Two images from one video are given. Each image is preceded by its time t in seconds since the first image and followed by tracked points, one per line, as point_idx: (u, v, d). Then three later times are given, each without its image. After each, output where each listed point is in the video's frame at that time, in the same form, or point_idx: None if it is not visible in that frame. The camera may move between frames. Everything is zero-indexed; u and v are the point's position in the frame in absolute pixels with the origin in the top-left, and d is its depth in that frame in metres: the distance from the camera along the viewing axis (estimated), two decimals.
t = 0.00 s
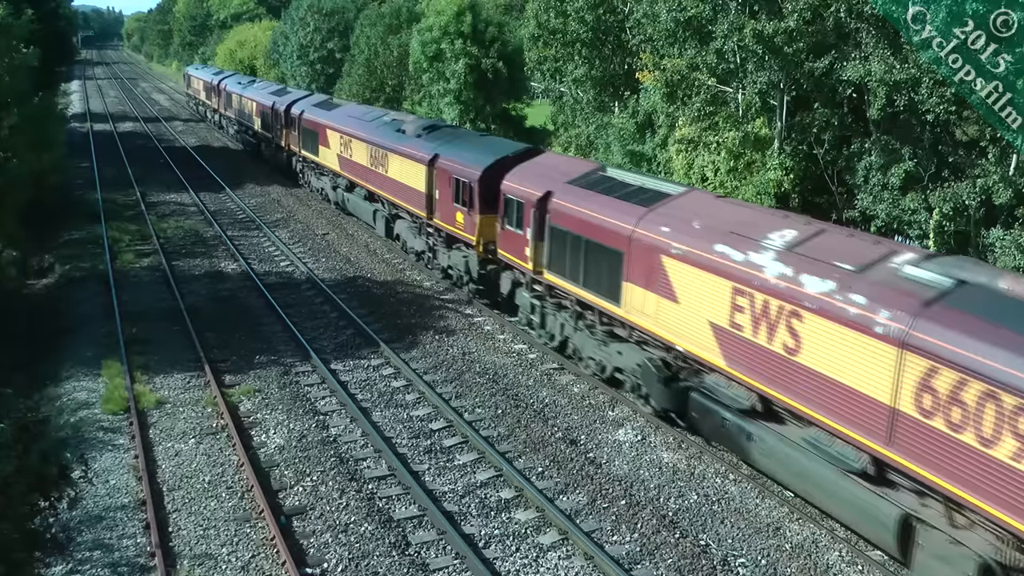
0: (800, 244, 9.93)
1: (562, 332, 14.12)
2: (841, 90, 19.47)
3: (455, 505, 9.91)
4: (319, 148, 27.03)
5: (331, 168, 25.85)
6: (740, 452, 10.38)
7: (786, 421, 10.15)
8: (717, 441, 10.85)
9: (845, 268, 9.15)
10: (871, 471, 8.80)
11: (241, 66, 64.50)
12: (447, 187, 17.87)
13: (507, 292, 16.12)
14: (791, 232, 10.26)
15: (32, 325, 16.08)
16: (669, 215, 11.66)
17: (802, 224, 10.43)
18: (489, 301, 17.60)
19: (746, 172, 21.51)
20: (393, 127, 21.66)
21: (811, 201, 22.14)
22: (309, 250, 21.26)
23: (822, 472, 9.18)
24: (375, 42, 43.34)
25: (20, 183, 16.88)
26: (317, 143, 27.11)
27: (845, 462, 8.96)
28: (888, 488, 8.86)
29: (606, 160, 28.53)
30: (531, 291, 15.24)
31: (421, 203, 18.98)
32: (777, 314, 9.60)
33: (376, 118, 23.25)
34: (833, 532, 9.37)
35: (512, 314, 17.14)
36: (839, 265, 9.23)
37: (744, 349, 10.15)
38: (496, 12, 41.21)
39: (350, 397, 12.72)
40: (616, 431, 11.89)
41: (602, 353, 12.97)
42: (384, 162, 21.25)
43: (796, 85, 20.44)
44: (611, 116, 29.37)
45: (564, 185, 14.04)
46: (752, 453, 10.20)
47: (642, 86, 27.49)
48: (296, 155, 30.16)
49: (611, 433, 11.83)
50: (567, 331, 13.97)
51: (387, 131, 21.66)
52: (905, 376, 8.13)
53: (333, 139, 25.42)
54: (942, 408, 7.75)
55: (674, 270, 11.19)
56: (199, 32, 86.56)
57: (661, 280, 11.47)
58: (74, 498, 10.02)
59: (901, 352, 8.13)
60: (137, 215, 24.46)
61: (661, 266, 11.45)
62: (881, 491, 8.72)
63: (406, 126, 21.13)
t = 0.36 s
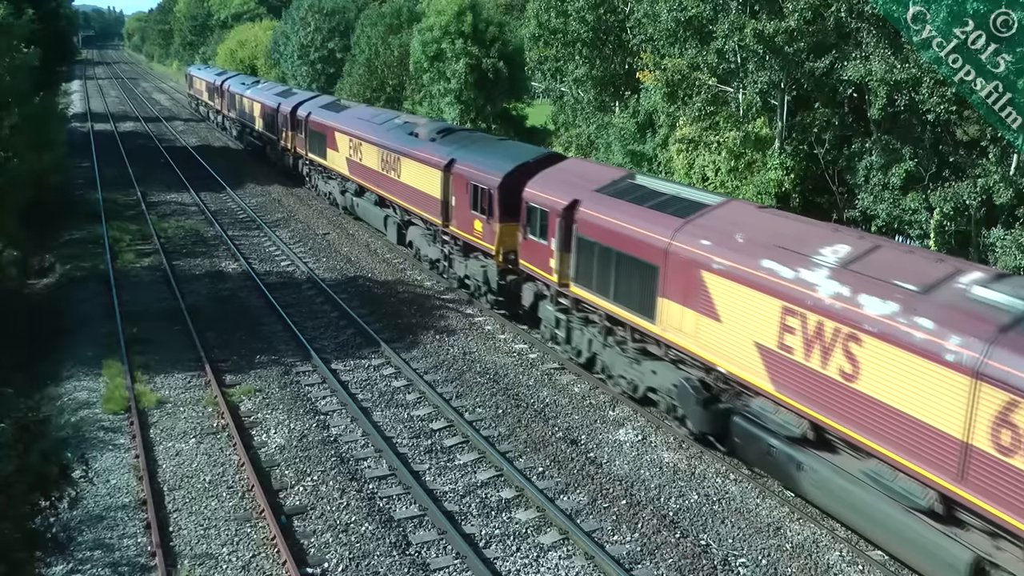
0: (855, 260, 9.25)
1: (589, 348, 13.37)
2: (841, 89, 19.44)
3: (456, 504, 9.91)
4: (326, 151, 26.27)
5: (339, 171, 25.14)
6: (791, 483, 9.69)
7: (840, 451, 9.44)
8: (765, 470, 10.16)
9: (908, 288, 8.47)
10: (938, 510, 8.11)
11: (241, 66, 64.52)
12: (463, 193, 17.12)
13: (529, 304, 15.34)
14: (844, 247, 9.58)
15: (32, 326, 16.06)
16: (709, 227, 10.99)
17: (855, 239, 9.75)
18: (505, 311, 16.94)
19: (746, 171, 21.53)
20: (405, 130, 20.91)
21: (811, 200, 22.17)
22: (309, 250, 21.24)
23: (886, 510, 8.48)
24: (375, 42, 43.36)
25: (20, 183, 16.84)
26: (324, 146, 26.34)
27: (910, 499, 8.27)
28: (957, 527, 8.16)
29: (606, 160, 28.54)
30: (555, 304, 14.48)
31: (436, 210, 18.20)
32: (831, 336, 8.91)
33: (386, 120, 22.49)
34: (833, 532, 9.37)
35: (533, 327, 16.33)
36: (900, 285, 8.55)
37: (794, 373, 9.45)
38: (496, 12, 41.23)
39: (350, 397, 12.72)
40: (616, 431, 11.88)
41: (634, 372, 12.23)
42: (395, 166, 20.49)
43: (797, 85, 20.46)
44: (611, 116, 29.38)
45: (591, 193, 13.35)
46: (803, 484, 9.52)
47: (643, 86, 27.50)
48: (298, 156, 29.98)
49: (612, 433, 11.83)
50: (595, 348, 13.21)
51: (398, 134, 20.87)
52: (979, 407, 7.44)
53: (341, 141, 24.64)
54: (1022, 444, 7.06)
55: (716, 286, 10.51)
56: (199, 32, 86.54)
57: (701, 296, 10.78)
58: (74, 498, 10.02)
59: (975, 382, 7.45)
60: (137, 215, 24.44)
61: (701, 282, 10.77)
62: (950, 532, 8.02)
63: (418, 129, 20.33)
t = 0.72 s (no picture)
0: (916, 279, 8.51)
1: (619, 366, 12.71)
2: (841, 89, 19.43)
3: (456, 504, 9.91)
4: (334, 155, 25.60)
5: (348, 176, 24.46)
6: (846, 517, 9.04)
7: (900, 484, 8.75)
8: (815, 501, 9.50)
9: (977, 311, 7.73)
10: (1016, 556, 7.41)
11: (241, 66, 64.54)
12: (481, 200, 16.42)
13: (553, 317, 14.66)
14: (902, 265, 8.85)
15: (32, 325, 16.06)
16: (753, 241, 10.28)
17: (916, 255, 9.00)
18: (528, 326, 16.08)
19: (747, 171, 21.54)
20: (418, 134, 20.18)
21: (811, 200, 22.19)
22: (309, 250, 21.23)
23: (955, 552, 7.82)
24: (375, 42, 43.38)
25: (20, 183, 16.83)
26: (333, 149, 25.66)
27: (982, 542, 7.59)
28: None
29: (606, 160, 28.56)
30: (581, 319, 13.84)
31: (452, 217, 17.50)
32: (893, 362, 8.18)
33: (398, 124, 21.77)
34: (833, 532, 9.36)
35: (557, 339, 15.63)
36: (970, 308, 7.80)
37: (849, 400, 8.73)
38: (496, 11, 41.25)
39: (350, 397, 12.72)
40: (616, 431, 11.88)
41: (668, 393, 11.59)
42: (408, 171, 19.78)
43: (797, 85, 20.46)
44: (611, 116, 29.39)
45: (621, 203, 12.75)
46: (859, 518, 8.87)
47: (643, 86, 27.52)
48: (299, 157, 29.64)
49: (611, 433, 11.82)
50: (625, 366, 12.56)
51: (411, 138, 20.19)
52: None
53: (350, 145, 23.97)
54: None
55: (761, 304, 9.80)
56: (200, 31, 86.53)
57: (745, 315, 10.06)
58: (74, 498, 10.02)
59: None
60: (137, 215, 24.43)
61: (745, 299, 10.05)
62: None
63: (432, 132, 19.63)
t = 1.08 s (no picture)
0: (989, 303, 7.71)
1: (652, 386, 11.87)
2: (842, 89, 19.44)
3: (456, 504, 9.91)
4: (341, 157, 24.73)
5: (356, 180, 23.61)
6: (906, 556, 8.32)
7: (968, 523, 7.99)
8: (872, 538, 8.74)
9: None
10: None
11: (241, 66, 64.56)
12: (502, 209, 15.57)
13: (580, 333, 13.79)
14: (972, 286, 8.05)
15: (33, 326, 16.05)
16: (803, 257, 9.48)
17: (987, 275, 8.19)
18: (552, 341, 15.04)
19: (747, 171, 21.52)
20: (432, 137, 19.31)
21: (811, 200, 22.21)
22: (310, 250, 21.23)
23: None
24: (375, 42, 43.40)
25: (20, 183, 16.82)
26: (339, 152, 24.81)
27: None
28: None
29: (606, 159, 28.56)
30: (609, 335, 12.96)
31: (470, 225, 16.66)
32: (964, 393, 7.42)
33: (409, 126, 20.93)
34: (833, 532, 9.36)
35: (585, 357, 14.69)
36: None
37: (913, 433, 7.97)
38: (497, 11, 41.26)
39: (350, 396, 12.72)
40: (617, 431, 11.87)
41: (707, 417, 10.80)
42: (422, 176, 18.91)
43: (798, 85, 20.47)
44: (611, 116, 29.39)
45: (654, 213, 11.89)
46: (921, 559, 8.15)
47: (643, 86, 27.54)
48: (303, 160, 29.09)
49: (612, 433, 11.82)
50: (659, 386, 11.74)
51: (424, 141, 19.31)
52: None
53: (359, 148, 23.09)
54: None
55: (813, 325, 9.01)
56: (200, 31, 86.58)
57: (795, 337, 9.26)
58: (75, 497, 10.02)
59: None
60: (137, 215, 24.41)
61: (795, 320, 9.25)
62: None
63: (446, 136, 18.74)
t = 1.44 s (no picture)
0: None
1: (688, 408, 11.25)
2: (842, 89, 19.47)
3: (456, 504, 9.91)
4: (351, 161, 24.10)
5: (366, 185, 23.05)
6: None
7: None
8: None
9: None
10: None
11: (241, 66, 64.60)
12: (523, 217, 14.98)
13: (607, 348, 13.16)
14: None
15: (32, 325, 16.05)
16: (858, 275, 8.84)
17: None
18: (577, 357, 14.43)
19: (747, 171, 21.51)
20: (446, 141, 18.69)
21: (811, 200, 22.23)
22: (310, 250, 21.23)
23: None
24: (375, 41, 43.42)
25: (20, 183, 16.82)
26: (349, 156, 24.19)
27: None
28: None
29: (606, 160, 28.57)
30: (642, 352, 12.31)
31: (488, 234, 16.06)
32: None
33: (422, 130, 20.32)
34: (833, 532, 9.36)
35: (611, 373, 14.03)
36: None
37: (982, 468, 7.34)
38: (497, 12, 41.26)
39: (351, 396, 12.72)
40: (617, 431, 11.88)
41: (750, 442, 10.17)
42: (436, 181, 18.30)
43: (798, 85, 20.51)
44: (611, 116, 29.39)
45: (690, 225, 11.26)
46: None
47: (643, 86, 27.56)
48: (309, 163, 28.46)
49: (612, 433, 11.82)
50: (695, 408, 11.12)
51: (439, 146, 18.65)
52: None
53: (370, 152, 22.46)
54: None
55: (871, 349, 8.36)
56: (200, 31, 86.62)
57: (850, 361, 8.62)
58: (75, 497, 10.03)
59: None
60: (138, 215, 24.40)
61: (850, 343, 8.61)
62: None
63: (462, 141, 18.07)
